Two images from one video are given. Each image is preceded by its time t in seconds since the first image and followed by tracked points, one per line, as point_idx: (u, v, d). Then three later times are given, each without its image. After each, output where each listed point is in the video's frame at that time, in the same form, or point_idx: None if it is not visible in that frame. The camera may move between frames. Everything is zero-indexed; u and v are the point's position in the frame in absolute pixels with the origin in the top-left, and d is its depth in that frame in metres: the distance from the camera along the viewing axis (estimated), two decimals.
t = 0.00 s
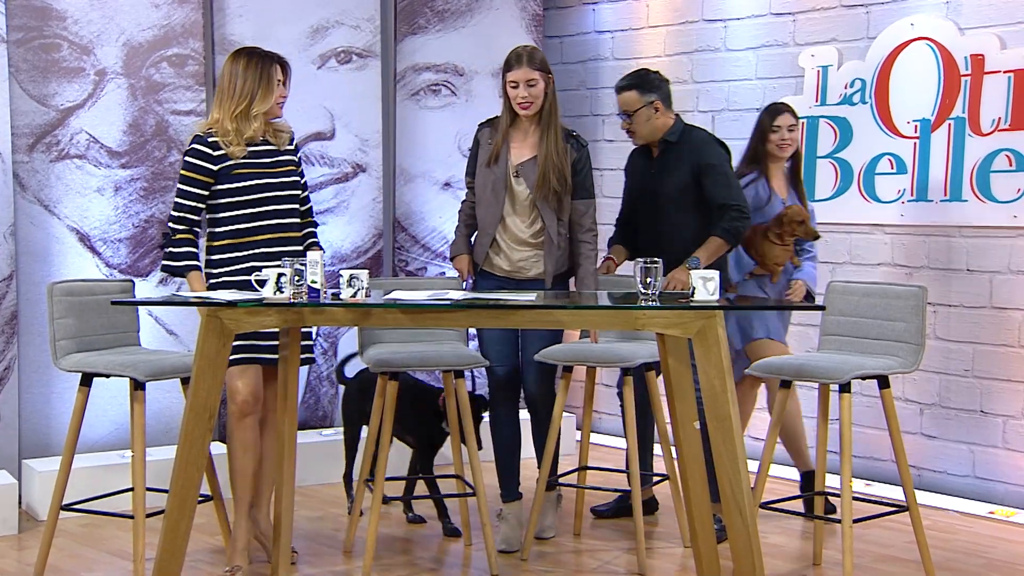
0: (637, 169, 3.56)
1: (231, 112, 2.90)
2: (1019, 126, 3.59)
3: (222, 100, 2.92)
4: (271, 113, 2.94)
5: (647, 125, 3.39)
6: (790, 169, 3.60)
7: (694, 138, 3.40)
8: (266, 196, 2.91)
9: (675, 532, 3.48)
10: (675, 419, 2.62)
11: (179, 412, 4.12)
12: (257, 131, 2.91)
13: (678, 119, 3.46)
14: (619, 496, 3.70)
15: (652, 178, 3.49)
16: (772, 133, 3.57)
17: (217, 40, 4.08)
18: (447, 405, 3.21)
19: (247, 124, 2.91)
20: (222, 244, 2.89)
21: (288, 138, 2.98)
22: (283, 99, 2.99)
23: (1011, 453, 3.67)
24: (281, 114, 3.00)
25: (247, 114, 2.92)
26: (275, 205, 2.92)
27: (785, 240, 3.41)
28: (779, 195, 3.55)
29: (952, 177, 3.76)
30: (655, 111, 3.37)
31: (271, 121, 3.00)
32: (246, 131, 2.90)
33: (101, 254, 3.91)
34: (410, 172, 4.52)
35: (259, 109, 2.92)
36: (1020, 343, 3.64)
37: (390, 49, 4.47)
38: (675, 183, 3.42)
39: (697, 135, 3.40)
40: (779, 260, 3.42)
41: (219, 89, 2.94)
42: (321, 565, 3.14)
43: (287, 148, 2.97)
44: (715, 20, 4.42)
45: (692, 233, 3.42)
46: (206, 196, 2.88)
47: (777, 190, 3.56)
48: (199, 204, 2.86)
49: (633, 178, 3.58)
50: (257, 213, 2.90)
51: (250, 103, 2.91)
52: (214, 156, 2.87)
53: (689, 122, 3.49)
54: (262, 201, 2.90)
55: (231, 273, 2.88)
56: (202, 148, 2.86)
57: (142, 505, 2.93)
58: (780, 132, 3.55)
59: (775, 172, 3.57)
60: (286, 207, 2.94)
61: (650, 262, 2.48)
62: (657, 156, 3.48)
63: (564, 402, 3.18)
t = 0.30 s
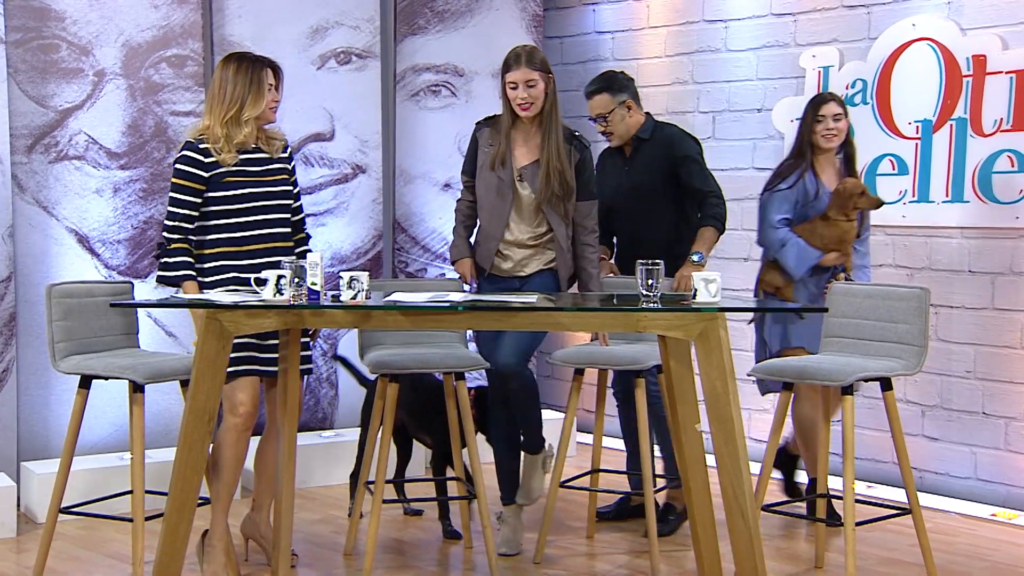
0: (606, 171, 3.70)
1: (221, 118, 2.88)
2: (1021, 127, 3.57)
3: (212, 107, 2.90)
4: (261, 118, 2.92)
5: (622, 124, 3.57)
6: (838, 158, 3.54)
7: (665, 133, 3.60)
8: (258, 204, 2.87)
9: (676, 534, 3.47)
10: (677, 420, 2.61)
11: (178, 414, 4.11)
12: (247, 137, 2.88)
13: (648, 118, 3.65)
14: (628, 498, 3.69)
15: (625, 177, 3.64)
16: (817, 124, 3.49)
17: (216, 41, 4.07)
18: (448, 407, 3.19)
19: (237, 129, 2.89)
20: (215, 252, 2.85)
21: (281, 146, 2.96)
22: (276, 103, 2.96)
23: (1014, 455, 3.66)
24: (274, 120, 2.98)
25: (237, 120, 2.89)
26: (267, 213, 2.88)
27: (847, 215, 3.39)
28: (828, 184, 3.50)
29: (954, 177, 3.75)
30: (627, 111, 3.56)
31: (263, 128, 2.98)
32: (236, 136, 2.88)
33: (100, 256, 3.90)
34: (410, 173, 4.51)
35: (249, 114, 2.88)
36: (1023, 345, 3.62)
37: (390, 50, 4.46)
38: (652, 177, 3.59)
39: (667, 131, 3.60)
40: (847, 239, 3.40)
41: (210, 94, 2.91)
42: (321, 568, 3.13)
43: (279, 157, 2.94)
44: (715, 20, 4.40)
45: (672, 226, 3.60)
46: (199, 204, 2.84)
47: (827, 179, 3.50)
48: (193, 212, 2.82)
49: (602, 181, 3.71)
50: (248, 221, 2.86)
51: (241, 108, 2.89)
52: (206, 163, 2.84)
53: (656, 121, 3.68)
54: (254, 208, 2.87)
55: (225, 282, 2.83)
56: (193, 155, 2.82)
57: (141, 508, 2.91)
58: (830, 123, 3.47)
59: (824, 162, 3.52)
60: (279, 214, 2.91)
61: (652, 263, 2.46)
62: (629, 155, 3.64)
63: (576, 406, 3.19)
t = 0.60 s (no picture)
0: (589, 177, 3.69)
1: (218, 122, 2.85)
2: None
3: (209, 111, 2.87)
4: (258, 121, 2.89)
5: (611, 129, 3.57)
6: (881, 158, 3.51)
7: (651, 137, 3.60)
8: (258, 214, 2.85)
9: (677, 537, 3.46)
10: (678, 422, 2.59)
11: (178, 416, 4.10)
12: (244, 141, 2.84)
13: (633, 122, 3.65)
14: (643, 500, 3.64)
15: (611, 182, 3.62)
16: (856, 127, 3.45)
17: (216, 41, 4.06)
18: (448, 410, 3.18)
19: (234, 133, 2.85)
20: (215, 259, 2.82)
21: (279, 154, 2.91)
22: (273, 106, 2.93)
23: (1016, 457, 3.65)
24: (272, 123, 2.94)
25: (234, 124, 2.86)
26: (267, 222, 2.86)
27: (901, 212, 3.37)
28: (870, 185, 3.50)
29: (956, 178, 3.74)
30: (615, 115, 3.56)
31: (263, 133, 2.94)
32: (233, 140, 2.84)
33: (99, 257, 3.89)
34: (410, 173, 4.49)
35: (245, 117, 2.85)
36: None
37: (390, 50, 4.45)
38: (640, 179, 3.58)
39: (653, 133, 3.61)
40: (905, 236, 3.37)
41: (207, 100, 2.89)
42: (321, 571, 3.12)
43: (276, 164, 2.90)
44: (716, 20, 4.39)
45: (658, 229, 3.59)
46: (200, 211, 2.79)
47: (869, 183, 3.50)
48: (193, 218, 2.77)
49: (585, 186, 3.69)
50: (249, 231, 2.83)
51: (236, 112, 2.86)
52: (208, 169, 2.79)
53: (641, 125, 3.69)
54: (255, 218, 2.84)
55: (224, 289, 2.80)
56: (195, 161, 2.77)
57: (140, 510, 2.90)
58: (869, 127, 3.42)
59: (866, 165, 3.50)
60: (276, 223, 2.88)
61: (654, 264, 2.44)
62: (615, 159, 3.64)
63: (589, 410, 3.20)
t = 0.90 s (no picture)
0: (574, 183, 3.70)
1: (222, 127, 2.80)
2: None
3: (212, 116, 2.82)
4: (262, 128, 2.85)
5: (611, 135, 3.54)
6: (941, 154, 3.35)
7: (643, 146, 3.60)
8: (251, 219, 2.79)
9: (680, 539, 3.45)
10: (682, 424, 2.58)
11: (179, 417, 4.09)
12: (249, 149, 2.80)
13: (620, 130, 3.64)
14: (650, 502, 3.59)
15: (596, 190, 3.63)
16: (910, 124, 3.31)
17: (218, 42, 4.05)
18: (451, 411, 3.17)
19: (238, 140, 2.81)
20: (203, 263, 2.75)
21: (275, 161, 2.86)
22: (276, 113, 2.90)
23: (1020, 458, 3.64)
24: (274, 130, 2.90)
25: (239, 131, 2.82)
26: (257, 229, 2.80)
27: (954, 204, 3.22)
28: (924, 182, 3.35)
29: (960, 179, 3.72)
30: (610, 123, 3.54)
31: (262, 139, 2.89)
32: (238, 147, 2.80)
33: (100, 258, 3.88)
34: (411, 174, 4.48)
35: (251, 124, 2.82)
36: None
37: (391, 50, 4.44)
38: (636, 187, 3.57)
39: (648, 146, 3.60)
40: (957, 224, 3.20)
41: (209, 102, 2.84)
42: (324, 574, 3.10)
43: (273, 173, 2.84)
44: (719, 20, 4.38)
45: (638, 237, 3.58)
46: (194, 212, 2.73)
47: (925, 179, 3.35)
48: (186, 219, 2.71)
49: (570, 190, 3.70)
50: (239, 237, 2.77)
51: (241, 119, 2.82)
52: (207, 169, 2.73)
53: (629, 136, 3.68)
54: (248, 224, 2.78)
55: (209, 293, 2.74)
56: (194, 160, 2.72)
57: (142, 513, 2.89)
58: (921, 122, 3.27)
59: (923, 160, 3.35)
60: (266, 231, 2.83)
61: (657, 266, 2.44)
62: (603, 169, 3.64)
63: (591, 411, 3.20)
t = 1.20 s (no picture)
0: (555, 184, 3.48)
1: (223, 128, 2.76)
2: None
3: (210, 115, 2.79)
4: (260, 131, 2.84)
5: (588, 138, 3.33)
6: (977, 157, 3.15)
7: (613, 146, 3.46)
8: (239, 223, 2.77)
9: (682, 540, 3.43)
10: (685, 425, 2.57)
11: (180, 419, 4.07)
12: (246, 152, 2.78)
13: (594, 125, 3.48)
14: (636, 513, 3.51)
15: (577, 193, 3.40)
16: (942, 126, 3.14)
17: (218, 42, 4.04)
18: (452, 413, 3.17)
19: (238, 141, 2.79)
20: (189, 265, 2.72)
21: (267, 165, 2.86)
22: (272, 117, 2.90)
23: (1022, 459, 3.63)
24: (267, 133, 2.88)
25: (238, 133, 2.79)
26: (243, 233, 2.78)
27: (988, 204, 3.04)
28: (958, 185, 3.14)
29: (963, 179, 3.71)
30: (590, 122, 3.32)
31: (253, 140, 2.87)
32: (237, 149, 2.77)
33: (100, 259, 3.87)
34: (412, 175, 4.47)
35: (250, 127, 2.80)
36: None
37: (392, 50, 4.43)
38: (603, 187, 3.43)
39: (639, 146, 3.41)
40: (996, 229, 3.03)
41: (208, 102, 2.81)
42: None
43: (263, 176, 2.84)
44: (721, 20, 4.37)
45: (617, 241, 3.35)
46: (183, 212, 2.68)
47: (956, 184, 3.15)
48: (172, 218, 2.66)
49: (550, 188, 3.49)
50: (226, 240, 2.75)
51: (242, 120, 2.80)
52: (199, 169, 2.70)
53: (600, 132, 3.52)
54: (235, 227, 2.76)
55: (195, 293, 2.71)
56: (188, 159, 2.68)
57: (142, 515, 2.88)
58: (951, 124, 3.11)
59: (958, 165, 3.15)
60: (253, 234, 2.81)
61: (660, 267, 2.43)
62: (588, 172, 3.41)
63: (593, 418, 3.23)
